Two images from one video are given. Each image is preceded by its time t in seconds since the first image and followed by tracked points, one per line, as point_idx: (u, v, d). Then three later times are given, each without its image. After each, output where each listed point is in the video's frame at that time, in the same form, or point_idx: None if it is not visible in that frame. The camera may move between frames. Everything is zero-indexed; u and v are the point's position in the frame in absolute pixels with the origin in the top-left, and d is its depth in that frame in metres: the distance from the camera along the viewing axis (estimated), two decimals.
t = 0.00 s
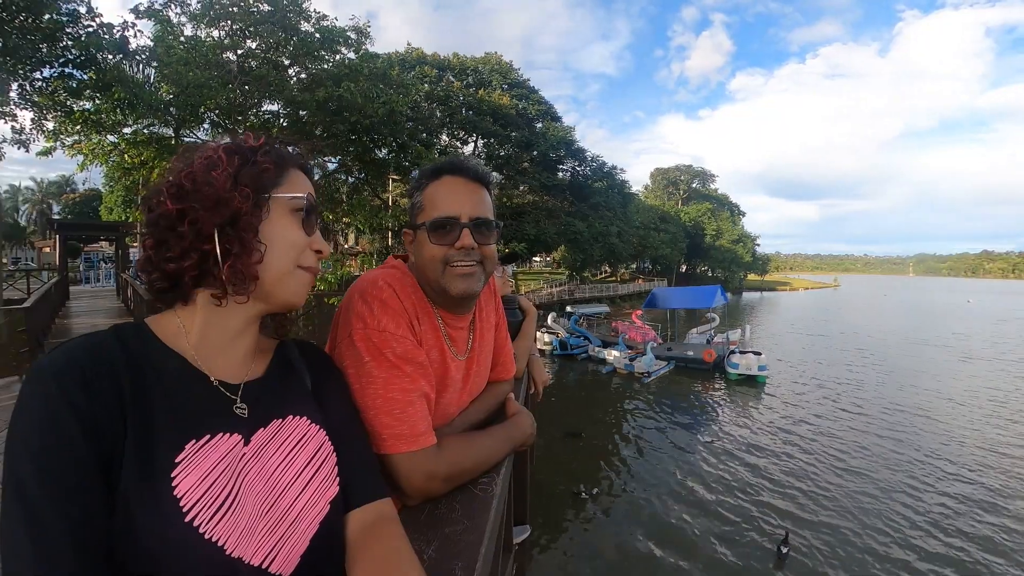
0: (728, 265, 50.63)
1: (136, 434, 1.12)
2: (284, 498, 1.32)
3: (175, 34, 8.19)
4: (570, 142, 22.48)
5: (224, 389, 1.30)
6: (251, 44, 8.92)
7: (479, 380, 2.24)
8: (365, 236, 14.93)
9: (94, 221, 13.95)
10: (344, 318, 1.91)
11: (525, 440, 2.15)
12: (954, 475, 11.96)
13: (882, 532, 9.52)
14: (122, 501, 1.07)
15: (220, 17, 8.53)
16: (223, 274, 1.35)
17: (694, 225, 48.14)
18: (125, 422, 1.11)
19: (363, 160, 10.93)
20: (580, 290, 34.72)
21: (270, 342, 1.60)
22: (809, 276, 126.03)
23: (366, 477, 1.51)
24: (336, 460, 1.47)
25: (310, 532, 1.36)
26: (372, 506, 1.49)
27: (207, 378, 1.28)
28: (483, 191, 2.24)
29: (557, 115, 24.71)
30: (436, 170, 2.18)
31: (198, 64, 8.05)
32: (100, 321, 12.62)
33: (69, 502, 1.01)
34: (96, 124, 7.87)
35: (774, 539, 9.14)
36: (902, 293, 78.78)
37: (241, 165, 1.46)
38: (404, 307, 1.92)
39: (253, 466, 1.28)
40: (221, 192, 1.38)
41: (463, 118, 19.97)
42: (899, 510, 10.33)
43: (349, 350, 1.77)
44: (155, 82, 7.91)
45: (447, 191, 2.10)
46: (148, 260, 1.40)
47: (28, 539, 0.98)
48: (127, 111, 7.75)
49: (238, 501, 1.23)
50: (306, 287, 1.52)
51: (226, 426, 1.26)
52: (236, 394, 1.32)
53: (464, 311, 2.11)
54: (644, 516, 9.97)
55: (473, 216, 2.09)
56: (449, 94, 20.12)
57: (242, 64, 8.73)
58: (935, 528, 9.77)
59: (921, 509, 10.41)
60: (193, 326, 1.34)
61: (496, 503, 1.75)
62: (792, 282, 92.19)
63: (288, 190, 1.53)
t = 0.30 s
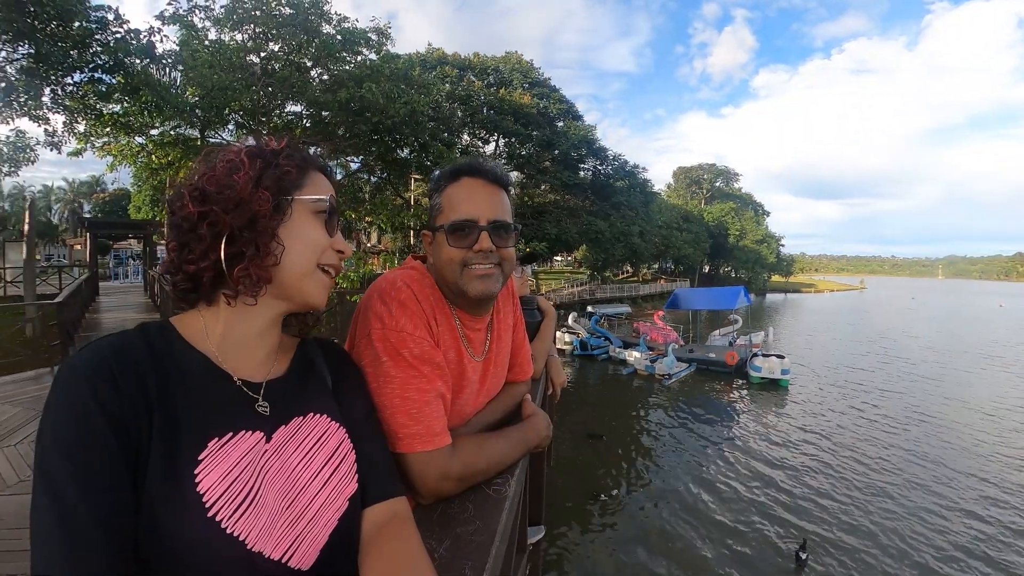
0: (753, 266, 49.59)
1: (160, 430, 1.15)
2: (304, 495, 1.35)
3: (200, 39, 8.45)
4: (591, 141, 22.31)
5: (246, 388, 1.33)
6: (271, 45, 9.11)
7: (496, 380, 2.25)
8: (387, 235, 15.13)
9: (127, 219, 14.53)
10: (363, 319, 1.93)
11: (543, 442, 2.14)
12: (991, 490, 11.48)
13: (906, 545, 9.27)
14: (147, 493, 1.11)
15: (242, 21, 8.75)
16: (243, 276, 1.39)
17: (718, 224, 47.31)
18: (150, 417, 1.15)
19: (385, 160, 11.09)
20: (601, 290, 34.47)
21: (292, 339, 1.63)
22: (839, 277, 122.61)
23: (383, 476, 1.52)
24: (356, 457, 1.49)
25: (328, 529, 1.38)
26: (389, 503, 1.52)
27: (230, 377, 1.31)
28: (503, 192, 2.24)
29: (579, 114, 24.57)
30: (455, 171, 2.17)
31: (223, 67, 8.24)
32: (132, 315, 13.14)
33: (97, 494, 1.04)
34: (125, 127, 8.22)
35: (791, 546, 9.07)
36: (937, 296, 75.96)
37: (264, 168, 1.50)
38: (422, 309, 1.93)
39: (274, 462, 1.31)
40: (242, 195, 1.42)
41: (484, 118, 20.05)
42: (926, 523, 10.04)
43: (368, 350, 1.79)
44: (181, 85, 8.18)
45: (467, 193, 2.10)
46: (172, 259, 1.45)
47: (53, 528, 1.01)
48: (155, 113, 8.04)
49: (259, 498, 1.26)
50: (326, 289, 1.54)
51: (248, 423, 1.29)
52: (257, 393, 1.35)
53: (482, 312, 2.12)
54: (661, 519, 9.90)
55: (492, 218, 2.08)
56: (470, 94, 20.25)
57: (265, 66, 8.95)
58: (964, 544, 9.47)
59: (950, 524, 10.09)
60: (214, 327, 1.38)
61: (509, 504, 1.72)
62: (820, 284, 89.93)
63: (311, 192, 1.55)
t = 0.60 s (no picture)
0: (769, 268, 48.86)
1: (186, 431, 1.18)
2: (325, 498, 1.37)
3: (217, 43, 8.57)
4: (606, 142, 22.19)
5: (270, 392, 1.36)
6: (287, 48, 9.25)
7: (514, 384, 2.24)
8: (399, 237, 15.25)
9: (146, 218, 14.85)
10: (383, 323, 1.94)
11: (559, 446, 2.14)
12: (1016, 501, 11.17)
13: (926, 554, 9.10)
14: (173, 495, 1.14)
15: (259, 25, 8.90)
16: (267, 284, 1.41)
17: (733, 227, 46.71)
18: (178, 420, 1.18)
19: (399, 161, 11.20)
20: (615, 292, 34.26)
21: (314, 343, 1.66)
22: (858, 281, 120.22)
23: (401, 480, 1.54)
24: (375, 459, 1.51)
25: (348, 531, 1.41)
26: (407, 507, 1.53)
27: (254, 381, 1.33)
28: (522, 198, 2.22)
29: (593, 115, 24.47)
30: (474, 177, 2.18)
31: (239, 70, 8.37)
32: (150, 314, 13.41)
33: (126, 495, 1.07)
34: (143, 129, 8.47)
35: (804, 549, 9.03)
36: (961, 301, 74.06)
37: (286, 178, 1.51)
38: (441, 314, 1.94)
39: (297, 465, 1.32)
40: (265, 204, 1.44)
41: (498, 120, 20.11)
42: (947, 533, 9.81)
43: (388, 355, 1.80)
44: (198, 88, 8.34)
45: (487, 200, 2.10)
46: (199, 268, 1.49)
47: (91, 530, 1.05)
48: (173, 115, 8.17)
49: (282, 500, 1.28)
50: (348, 296, 1.55)
51: (272, 426, 1.31)
52: (280, 397, 1.37)
53: (500, 318, 2.12)
54: (673, 523, 9.82)
55: (510, 225, 2.08)
56: (484, 96, 20.34)
57: (281, 69, 9.09)
58: (986, 555, 9.25)
59: (972, 534, 9.87)
60: (239, 334, 1.41)
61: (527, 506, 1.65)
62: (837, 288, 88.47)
63: (334, 201, 1.56)
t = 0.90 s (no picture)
0: (779, 271, 48.44)
1: (205, 436, 1.18)
2: (341, 502, 1.37)
3: (227, 45, 8.67)
4: (615, 144, 22.09)
5: (288, 396, 1.37)
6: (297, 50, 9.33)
7: (527, 388, 2.24)
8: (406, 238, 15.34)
9: (157, 218, 15.05)
10: (397, 327, 1.94)
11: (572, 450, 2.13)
12: None
13: (935, 558, 9.02)
14: (193, 497, 1.13)
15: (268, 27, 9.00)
16: (284, 288, 1.42)
17: (743, 229, 46.33)
18: (197, 422, 1.18)
19: (408, 163, 11.25)
20: (623, 294, 34.14)
21: (330, 347, 1.67)
22: (870, 283, 118.93)
23: (417, 483, 1.54)
24: (391, 464, 1.52)
25: (365, 534, 1.41)
26: (423, 511, 1.53)
27: (272, 385, 1.35)
28: (535, 203, 2.22)
29: (601, 117, 24.41)
30: (490, 181, 2.18)
31: (249, 72, 8.45)
32: (160, 312, 13.57)
33: (145, 497, 1.06)
34: (154, 131, 8.62)
35: (808, 550, 9.03)
36: (976, 305, 72.86)
37: (302, 183, 1.53)
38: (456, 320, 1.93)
39: (314, 469, 1.33)
40: (281, 208, 1.45)
41: (506, 121, 20.15)
42: (957, 538, 9.71)
43: (403, 359, 1.80)
44: (208, 89, 8.45)
45: (501, 204, 2.09)
46: (217, 269, 1.51)
47: (111, 532, 1.03)
48: (183, 117, 8.27)
49: (300, 502, 1.28)
50: (364, 301, 1.56)
51: (289, 431, 1.31)
52: (298, 402, 1.38)
53: (515, 322, 2.10)
54: (680, 525, 9.78)
55: (525, 229, 2.07)
56: (492, 98, 20.40)
57: (290, 71, 9.18)
58: (997, 560, 9.15)
59: (983, 540, 9.75)
60: (258, 338, 1.42)
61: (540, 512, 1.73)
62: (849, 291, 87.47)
63: (349, 206, 1.57)
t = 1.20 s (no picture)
0: (780, 277, 48.34)
1: (221, 438, 1.18)
2: (354, 503, 1.38)
3: (231, 50, 8.75)
4: (616, 150, 22.14)
5: (301, 399, 1.37)
6: (300, 57, 9.40)
7: (534, 393, 2.24)
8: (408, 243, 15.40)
9: (159, 222, 15.12)
10: (407, 331, 1.92)
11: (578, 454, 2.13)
12: None
13: (939, 563, 8.96)
14: (209, 499, 1.14)
15: (272, 33, 9.09)
16: (298, 295, 1.42)
17: (744, 235, 46.34)
18: (213, 426, 1.18)
19: (410, 169, 11.32)
20: (624, 300, 34.09)
21: (342, 351, 1.67)
22: (872, 289, 118.80)
23: (429, 486, 1.54)
24: (404, 467, 1.52)
25: (377, 535, 1.42)
26: (435, 513, 1.53)
27: (286, 389, 1.35)
28: (544, 211, 2.21)
29: (602, 124, 24.50)
30: (497, 190, 2.17)
31: (252, 77, 8.49)
32: (162, 316, 13.61)
33: (163, 499, 1.07)
34: (158, 135, 8.68)
35: (810, 555, 9.00)
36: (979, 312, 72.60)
37: (316, 191, 1.53)
38: (467, 325, 1.92)
39: (326, 471, 1.33)
40: (296, 216, 1.45)
41: (508, 128, 20.24)
42: (961, 543, 9.64)
43: (412, 362, 1.79)
44: (212, 94, 8.52)
45: (510, 212, 2.08)
46: (233, 276, 1.51)
47: (129, 534, 1.03)
48: (187, 122, 8.30)
49: (312, 503, 1.28)
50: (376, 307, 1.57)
51: (303, 433, 1.32)
52: (311, 405, 1.39)
53: (523, 328, 2.09)
54: (683, 530, 9.73)
55: (534, 237, 2.06)
56: (494, 105, 20.54)
57: (294, 77, 9.25)
58: (1001, 565, 9.08)
59: (988, 544, 9.68)
60: (271, 343, 1.43)
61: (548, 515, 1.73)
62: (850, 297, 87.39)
63: (361, 213, 1.59)
